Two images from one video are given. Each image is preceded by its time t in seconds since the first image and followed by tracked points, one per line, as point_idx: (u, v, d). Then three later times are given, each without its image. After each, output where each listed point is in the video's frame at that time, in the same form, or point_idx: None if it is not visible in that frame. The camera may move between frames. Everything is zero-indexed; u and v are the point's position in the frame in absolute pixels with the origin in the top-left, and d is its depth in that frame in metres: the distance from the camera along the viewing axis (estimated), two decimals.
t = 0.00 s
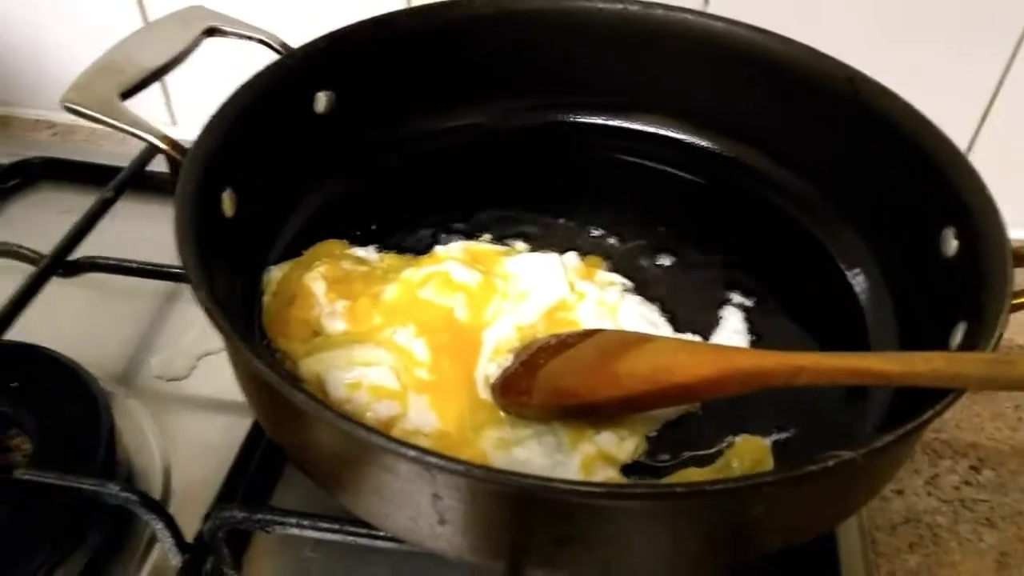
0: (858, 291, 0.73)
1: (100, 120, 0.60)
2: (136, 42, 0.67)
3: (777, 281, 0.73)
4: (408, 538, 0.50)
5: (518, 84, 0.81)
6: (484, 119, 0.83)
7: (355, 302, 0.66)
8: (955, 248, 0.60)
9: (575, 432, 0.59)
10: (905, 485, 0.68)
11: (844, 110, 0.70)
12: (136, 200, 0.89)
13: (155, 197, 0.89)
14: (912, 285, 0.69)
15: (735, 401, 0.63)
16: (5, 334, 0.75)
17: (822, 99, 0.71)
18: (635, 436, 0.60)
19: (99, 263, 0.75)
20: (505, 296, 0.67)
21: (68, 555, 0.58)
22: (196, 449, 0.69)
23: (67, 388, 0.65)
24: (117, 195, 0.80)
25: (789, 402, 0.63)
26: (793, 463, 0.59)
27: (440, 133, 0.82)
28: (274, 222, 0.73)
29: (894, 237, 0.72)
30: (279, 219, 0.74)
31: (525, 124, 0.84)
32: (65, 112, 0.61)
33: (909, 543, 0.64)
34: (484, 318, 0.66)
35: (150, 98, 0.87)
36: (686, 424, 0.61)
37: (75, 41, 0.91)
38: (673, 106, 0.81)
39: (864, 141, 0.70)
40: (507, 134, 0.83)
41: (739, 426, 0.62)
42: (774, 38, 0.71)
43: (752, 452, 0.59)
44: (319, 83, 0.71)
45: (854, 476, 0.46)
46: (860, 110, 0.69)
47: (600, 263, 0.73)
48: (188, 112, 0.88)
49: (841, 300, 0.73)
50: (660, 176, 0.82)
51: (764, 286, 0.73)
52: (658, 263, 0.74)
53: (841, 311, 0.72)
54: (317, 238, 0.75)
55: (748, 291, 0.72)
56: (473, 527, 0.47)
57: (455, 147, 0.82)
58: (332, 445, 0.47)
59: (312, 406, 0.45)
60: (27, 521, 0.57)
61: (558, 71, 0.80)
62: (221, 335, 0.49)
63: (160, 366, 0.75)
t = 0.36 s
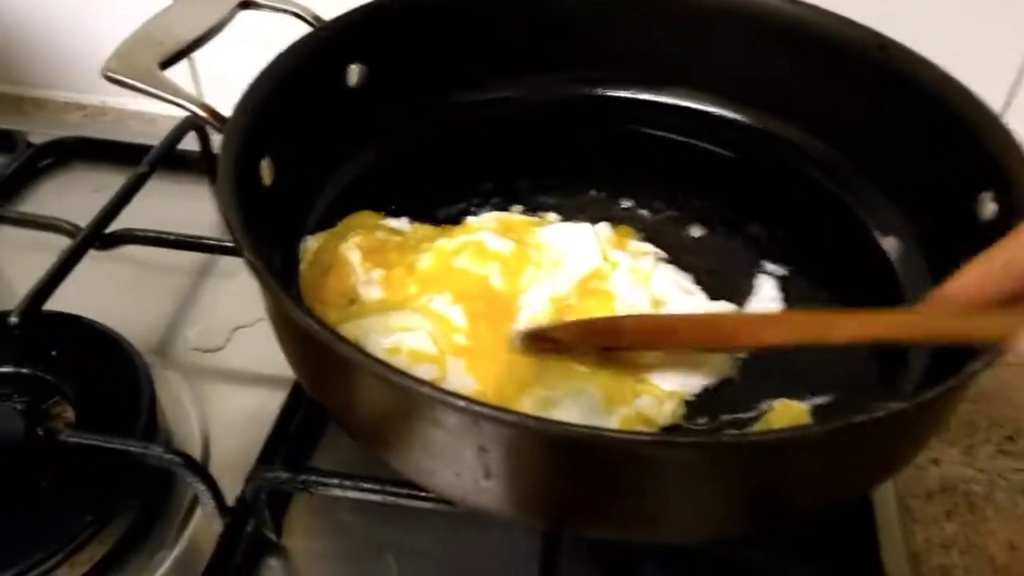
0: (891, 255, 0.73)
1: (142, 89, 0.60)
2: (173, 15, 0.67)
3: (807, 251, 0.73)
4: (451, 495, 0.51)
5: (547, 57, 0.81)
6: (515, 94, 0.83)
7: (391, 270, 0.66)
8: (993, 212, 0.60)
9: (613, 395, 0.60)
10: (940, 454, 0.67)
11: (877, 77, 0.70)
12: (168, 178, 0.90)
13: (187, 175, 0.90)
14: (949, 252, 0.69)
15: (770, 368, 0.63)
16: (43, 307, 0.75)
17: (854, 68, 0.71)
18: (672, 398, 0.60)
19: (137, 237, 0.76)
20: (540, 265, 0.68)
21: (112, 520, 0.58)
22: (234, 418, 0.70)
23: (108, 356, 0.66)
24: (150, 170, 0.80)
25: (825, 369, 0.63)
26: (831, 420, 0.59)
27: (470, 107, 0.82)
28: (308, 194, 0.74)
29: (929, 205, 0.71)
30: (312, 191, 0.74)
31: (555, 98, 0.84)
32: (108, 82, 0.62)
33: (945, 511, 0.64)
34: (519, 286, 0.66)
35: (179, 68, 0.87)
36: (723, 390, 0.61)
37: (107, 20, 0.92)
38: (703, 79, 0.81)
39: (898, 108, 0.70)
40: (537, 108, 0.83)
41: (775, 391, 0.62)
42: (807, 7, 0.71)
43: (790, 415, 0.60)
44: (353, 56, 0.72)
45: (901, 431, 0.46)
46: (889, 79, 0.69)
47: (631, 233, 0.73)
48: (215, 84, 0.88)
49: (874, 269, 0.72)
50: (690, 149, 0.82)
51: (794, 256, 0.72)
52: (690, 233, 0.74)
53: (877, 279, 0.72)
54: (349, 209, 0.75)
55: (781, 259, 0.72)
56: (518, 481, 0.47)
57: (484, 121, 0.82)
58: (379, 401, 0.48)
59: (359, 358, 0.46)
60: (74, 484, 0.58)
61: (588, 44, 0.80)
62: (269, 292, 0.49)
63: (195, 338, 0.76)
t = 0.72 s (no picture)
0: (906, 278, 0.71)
1: (142, 100, 0.59)
2: (178, 23, 0.66)
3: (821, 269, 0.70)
4: (453, 524, 0.50)
5: (557, 68, 0.80)
6: (523, 104, 0.82)
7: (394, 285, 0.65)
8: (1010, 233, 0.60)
9: (621, 419, 0.58)
10: (951, 477, 0.65)
11: (891, 91, 0.69)
12: (171, 186, 0.89)
13: (189, 183, 0.89)
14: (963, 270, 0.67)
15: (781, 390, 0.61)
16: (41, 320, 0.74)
17: (867, 85, 0.70)
18: (680, 423, 0.59)
19: (136, 249, 0.75)
20: (546, 282, 0.66)
21: (106, 539, 0.57)
22: (232, 435, 0.69)
23: (106, 370, 0.65)
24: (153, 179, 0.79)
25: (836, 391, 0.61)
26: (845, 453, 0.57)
27: (476, 117, 0.81)
28: (312, 208, 0.73)
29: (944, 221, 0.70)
30: (315, 204, 0.73)
31: (563, 108, 0.82)
32: (108, 91, 0.61)
33: (957, 537, 0.62)
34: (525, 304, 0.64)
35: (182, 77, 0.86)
36: (732, 414, 0.60)
37: (113, 26, 0.91)
38: (713, 90, 0.80)
39: (913, 124, 0.69)
40: (545, 119, 0.82)
41: (785, 416, 0.60)
42: (821, 19, 0.70)
43: (801, 441, 0.58)
44: (359, 66, 0.71)
45: (918, 462, 0.45)
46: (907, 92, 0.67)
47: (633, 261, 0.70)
48: (219, 94, 0.87)
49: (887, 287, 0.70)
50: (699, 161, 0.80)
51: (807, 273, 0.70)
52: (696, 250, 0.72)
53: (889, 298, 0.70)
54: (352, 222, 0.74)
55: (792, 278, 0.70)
56: (522, 513, 0.46)
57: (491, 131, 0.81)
58: (380, 427, 0.46)
59: (360, 385, 0.44)
60: (68, 503, 0.57)
61: (597, 54, 0.79)
62: (268, 313, 0.48)
63: (194, 352, 0.75)
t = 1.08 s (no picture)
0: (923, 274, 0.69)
1: (141, 102, 0.58)
2: (178, 25, 0.66)
3: (833, 264, 0.69)
4: (460, 528, 0.49)
5: (562, 64, 0.79)
6: (528, 101, 0.81)
7: (401, 289, 0.64)
8: None
9: (634, 417, 0.57)
10: (971, 476, 0.64)
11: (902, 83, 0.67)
12: (177, 190, 0.88)
13: (194, 186, 0.88)
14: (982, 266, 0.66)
15: (793, 389, 0.60)
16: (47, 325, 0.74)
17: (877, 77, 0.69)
18: (694, 421, 0.58)
19: (141, 253, 0.75)
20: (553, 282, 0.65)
21: (112, 546, 0.56)
22: (239, 439, 0.68)
23: (110, 375, 0.65)
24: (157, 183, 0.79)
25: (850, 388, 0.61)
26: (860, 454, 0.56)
27: (481, 116, 0.80)
28: (315, 210, 0.72)
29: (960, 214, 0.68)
30: (319, 206, 0.72)
31: (569, 105, 0.81)
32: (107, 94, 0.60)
33: (977, 536, 0.60)
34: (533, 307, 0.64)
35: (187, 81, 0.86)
36: (745, 412, 0.59)
37: (116, 30, 0.90)
38: (722, 84, 0.79)
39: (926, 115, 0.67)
40: (551, 116, 0.80)
41: (799, 414, 0.59)
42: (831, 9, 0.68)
43: (815, 440, 0.57)
44: (362, 65, 0.70)
45: (937, 462, 0.43)
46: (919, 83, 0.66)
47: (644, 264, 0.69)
48: (223, 98, 0.87)
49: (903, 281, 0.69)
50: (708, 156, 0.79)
51: (821, 268, 0.69)
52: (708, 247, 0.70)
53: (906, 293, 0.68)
54: (358, 223, 0.73)
55: (805, 273, 0.68)
56: (530, 516, 0.45)
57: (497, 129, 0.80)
58: (384, 431, 0.45)
59: (363, 389, 0.43)
60: (74, 509, 0.57)
61: (603, 49, 0.78)
62: (270, 316, 0.47)
63: (199, 356, 0.74)
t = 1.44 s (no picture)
0: (938, 271, 0.69)
1: (166, 96, 0.59)
2: (202, 22, 0.67)
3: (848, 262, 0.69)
4: (481, 519, 0.50)
5: (579, 63, 0.80)
6: (545, 99, 0.81)
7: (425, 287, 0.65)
8: None
9: (660, 411, 0.58)
10: (986, 474, 0.63)
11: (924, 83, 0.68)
12: (196, 185, 0.89)
13: (213, 182, 0.89)
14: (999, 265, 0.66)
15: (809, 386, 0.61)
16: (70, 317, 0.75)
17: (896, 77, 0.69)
18: (721, 415, 0.59)
19: (163, 246, 0.76)
20: (571, 278, 0.66)
21: (134, 535, 0.57)
22: (259, 432, 0.69)
23: (133, 367, 0.65)
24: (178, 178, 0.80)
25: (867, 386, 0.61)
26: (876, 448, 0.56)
27: (499, 113, 0.80)
28: (334, 206, 0.72)
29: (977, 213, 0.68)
30: (338, 201, 0.73)
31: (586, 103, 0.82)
32: (133, 89, 0.61)
33: (993, 534, 0.60)
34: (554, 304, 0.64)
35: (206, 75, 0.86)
36: (762, 408, 0.59)
37: (137, 27, 0.91)
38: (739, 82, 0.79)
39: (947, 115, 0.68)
40: (568, 115, 0.81)
41: (816, 410, 0.59)
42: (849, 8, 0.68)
43: (831, 435, 0.57)
44: (382, 62, 0.70)
45: (956, 456, 0.44)
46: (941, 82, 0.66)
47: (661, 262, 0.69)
48: (240, 91, 0.88)
49: (919, 280, 0.69)
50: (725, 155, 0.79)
51: (837, 267, 0.69)
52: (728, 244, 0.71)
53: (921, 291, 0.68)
54: (376, 219, 0.74)
55: (822, 271, 0.69)
56: (552, 507, 0.46)
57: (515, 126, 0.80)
58: (411, 424, 0.46)
59: (389, 378, 0.44)
60: (97, 497, 0.58)
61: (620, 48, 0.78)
62: (296, 307, 0.48)
63: (219, 350, 0.75)
